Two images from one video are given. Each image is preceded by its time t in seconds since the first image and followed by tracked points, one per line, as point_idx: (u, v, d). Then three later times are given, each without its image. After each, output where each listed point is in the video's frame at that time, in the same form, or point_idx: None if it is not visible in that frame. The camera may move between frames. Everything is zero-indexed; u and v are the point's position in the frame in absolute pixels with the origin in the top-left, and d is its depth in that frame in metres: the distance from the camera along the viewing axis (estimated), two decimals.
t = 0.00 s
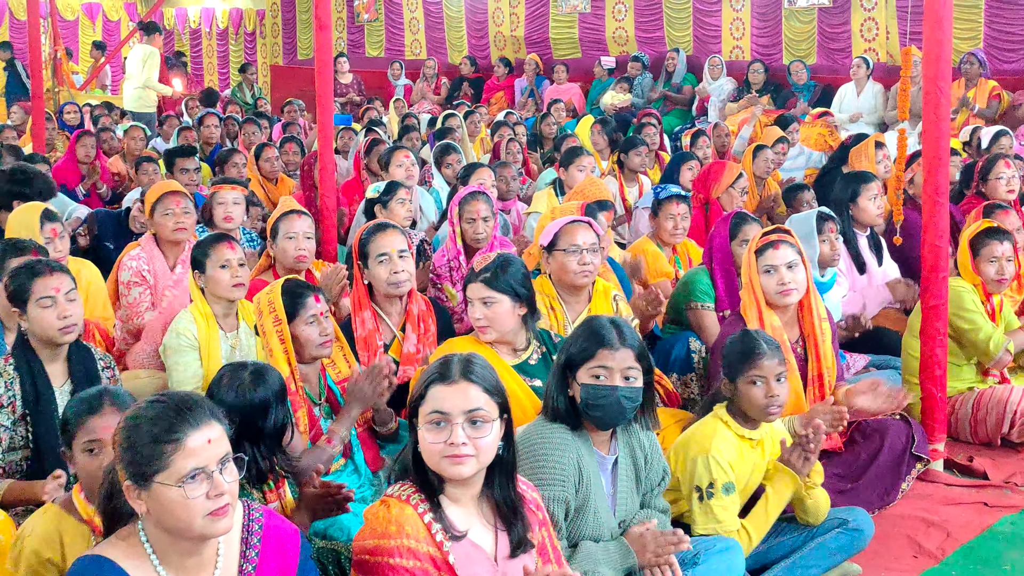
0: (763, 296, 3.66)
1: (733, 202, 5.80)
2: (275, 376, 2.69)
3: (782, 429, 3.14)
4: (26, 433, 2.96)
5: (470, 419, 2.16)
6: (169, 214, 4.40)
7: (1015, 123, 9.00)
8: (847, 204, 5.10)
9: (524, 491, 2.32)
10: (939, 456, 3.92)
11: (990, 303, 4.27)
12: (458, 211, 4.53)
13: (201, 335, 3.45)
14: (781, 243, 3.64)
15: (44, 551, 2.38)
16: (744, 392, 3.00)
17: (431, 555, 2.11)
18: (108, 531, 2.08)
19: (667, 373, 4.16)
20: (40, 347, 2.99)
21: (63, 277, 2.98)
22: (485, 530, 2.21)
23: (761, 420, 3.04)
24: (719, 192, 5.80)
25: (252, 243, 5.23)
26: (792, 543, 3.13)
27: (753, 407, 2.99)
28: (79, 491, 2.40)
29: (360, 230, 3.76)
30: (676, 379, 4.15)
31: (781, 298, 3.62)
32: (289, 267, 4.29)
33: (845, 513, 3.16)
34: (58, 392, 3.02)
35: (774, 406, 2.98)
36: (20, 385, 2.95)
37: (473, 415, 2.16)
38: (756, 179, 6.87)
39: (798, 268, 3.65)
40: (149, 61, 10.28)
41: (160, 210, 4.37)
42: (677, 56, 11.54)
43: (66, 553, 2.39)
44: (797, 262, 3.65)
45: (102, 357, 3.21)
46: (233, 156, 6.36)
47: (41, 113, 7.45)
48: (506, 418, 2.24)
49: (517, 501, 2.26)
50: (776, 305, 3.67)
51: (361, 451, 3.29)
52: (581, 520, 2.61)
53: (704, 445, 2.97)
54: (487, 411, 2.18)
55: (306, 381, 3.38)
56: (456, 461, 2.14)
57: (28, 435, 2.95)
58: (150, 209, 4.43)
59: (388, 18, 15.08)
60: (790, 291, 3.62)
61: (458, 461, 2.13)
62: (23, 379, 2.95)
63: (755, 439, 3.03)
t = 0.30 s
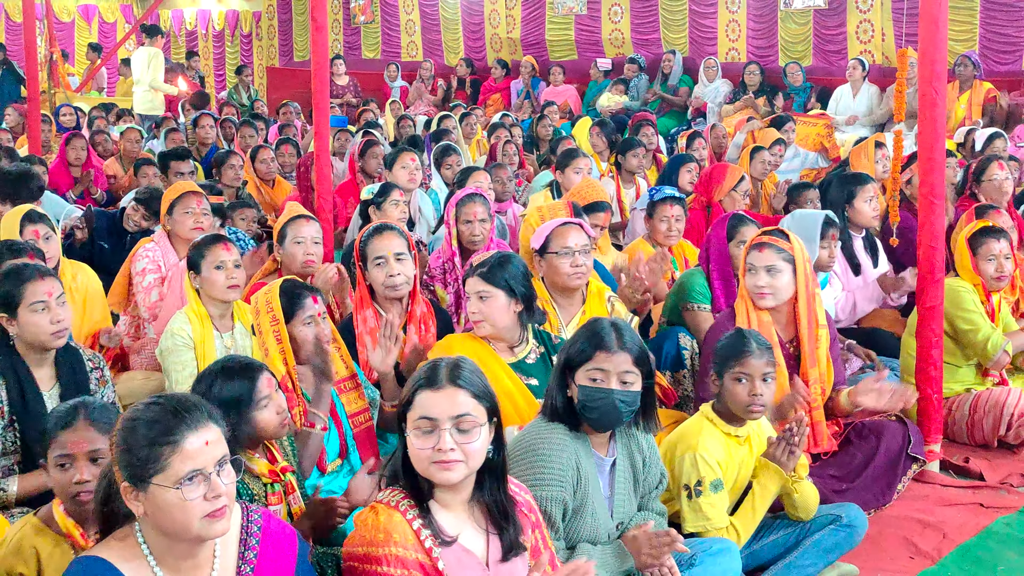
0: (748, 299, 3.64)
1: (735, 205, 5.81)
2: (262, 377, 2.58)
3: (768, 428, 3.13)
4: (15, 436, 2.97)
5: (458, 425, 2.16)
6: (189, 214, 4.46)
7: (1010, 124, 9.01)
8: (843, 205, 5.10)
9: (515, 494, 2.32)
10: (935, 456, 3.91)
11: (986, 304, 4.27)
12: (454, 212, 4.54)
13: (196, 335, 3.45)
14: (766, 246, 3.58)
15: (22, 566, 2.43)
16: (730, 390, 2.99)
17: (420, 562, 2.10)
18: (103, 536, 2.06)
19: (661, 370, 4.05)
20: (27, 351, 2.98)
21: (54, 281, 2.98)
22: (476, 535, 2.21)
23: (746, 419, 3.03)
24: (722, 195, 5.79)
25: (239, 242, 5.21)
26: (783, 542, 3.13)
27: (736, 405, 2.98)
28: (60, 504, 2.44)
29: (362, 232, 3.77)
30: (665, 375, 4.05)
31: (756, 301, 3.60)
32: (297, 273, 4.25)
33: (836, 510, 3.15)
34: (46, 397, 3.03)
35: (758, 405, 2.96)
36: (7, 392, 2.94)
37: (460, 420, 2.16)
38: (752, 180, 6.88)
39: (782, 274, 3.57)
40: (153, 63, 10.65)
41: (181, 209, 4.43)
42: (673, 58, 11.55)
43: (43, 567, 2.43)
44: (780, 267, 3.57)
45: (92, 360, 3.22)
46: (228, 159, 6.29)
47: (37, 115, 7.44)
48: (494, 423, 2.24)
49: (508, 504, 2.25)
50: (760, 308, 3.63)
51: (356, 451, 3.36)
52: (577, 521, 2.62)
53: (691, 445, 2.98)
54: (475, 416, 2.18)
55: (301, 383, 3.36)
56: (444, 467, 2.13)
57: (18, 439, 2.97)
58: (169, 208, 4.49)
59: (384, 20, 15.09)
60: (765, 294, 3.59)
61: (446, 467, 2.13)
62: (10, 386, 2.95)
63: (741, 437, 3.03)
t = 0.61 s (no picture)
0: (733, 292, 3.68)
1: (730, 207, 5.81)
2: (261, 368, 2.66)
3: (756, 424, 3.13)
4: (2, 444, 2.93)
5: (444, 427, 2.15)
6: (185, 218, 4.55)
7: (999, 125, 9.05)
8: (834, 206, 5.10)
9: (503, 495, 2.30)
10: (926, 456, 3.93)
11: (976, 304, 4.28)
12: (444, 213, 4.53)
13: (184, 340, 3.43)
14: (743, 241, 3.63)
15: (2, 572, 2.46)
16: (706, 402, 2.98)
17: (409, 563, 2.10)
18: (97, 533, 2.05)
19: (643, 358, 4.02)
20: (8, 356, 2.96)
21: (38, 284, 2.96)
22: (465, 536, 2.21)
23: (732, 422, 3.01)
24: (718, 197, 5.83)
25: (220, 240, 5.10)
26: (771, 537, 3.15)
27: (715, 414, 2.98)
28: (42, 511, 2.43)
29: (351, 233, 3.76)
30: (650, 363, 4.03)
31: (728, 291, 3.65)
32: (299, 273, 4.19)
33: (820, 501, 3.17)
34: (30, 401, 3.02)
35: (734, 415, 2.94)
36: None
37: (447, 423, 2.15)
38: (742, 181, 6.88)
39: (754, 271, 3.57)
40: (152, 61, 10.90)
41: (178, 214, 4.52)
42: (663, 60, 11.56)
43: (25, 571, 2.47)
44: (750, 263, 3.57)
45: (75, 361, 3.23)
46: (227, 160, 6.31)
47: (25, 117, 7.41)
48: (481, 425, 2.23)
49: (496, 505, 2.25)
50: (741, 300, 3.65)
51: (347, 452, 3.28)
52: (564, 520, 2.62)
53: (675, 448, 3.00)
54: (461, 418, 2.17)
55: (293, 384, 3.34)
56: (431, 470, 2.13)
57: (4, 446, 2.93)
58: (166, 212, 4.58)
59: (375, 22, 15.08)
60: (736, 287, 3.62)
61: (432, 469, 2.13)
62: None
63: (728, 439, 3.01)
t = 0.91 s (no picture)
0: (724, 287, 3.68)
1: (723, 210, 5.79)
2: (268, 366, 2.69)
3: (758, 433, 3.14)
4: None
5: (436, 430, 2.15)
6: (165, 220, 4.47)
7: (989, 127, 9.08)
8: (825, 208, 5.10)
9: (496, 498, 2.30)
10: (915, 458, 3.94)
11: (965, 306, 4.29)
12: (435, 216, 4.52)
13: (166, 349, 3.43)
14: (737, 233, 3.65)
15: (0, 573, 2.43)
16: (713, 404, 2.99)
17: (399, 567, 2.08)
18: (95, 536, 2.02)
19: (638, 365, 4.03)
20: None
21: (24, 288, 2.94)
22: (457, 538, 2.20)
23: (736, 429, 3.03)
24: (709, 200, 5.81)
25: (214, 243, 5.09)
26: (769, 546, 3.13)
27: (722, 416, 2.99)
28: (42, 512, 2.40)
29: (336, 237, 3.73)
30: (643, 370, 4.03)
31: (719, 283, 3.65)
32: (289, 275, 4.18)
33: (821, 514, 3.14)
34: (17, 405, 3.01)
35: (744, 416, 2.96)
36: None
37: (439, 425, 2.15)
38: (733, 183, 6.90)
39: (743, 264, 3.58)
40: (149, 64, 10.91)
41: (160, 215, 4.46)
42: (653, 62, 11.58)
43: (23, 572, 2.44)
44: (742, 256, 3.58)
45: (64, 365, 3.25)
46: (220, 163, 6.31)
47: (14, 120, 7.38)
48: (474, 428, 2.22)
49: (489, 509, 2.23)
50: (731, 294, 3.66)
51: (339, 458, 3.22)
52: (550, 526, 2.61)
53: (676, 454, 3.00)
54: (454, 421, 2.17)
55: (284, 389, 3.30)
56: (423, 473, 2.12)
57: None
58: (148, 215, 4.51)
59: (366, 24, 15.09)
60: (726, 281, 3.62)
61: (424, 472, 2.12)
62: None
63: (730, 447, 3.03)
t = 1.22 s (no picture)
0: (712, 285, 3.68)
1: (717, 214, 5.83)
2: (252, 370, 2.67)
3: (760, 440, 3.14)
4: None
5: (435, 430, 2.14)
6: (132, 225, 4.43)
7: (977, 130, 9.12)
8: (814, 211, 5.11)
9: (491, 500, 2.30)
10: (904, 460, 3.95)
11: (953, 309, 4.31)
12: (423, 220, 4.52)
13: (155, 354, 3.41)
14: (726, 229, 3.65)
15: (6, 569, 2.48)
16: (730, 403, 2.98)
17: (396, 565, 2.07)
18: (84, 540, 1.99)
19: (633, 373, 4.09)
20: None
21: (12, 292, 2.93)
22: (452, 540, 2.19)
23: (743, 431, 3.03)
24: (702, 205, 5.84)
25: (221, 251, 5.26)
26: (762, 550, 3.13)
27: (736, 418, 2.98)
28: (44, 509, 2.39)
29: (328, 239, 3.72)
30: (636, 378, 4.10)
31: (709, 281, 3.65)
32: (262, 279, 4.16)
33: (813, 521, 3.16)
34: (6, 408, 3.00)
35: (760, 418, 2.97)
36: None
37: (438, 426, 2.14)
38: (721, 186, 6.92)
39: (732, 259, 3.57)
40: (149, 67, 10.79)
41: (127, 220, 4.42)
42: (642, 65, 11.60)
43: (26, 570, 2.49)
44: (731, 252, 3.58)
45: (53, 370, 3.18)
46: (202, 165, 6.32)
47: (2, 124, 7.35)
48: (471, 429, 2.22)
49: (484, 511, 2.23)
50: (722, 292, 3.66)
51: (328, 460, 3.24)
52: (541, 530, 2.60)
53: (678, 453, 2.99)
54: (452, 422, 2.16)
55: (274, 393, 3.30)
56: (420, 473, 2.11)
57: None
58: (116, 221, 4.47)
59: (356, 27, 15.08)
60: (716, 278, 3.62)
61: (422, 472, 2.11)
62: None
63: (733, 450, 3.04)
